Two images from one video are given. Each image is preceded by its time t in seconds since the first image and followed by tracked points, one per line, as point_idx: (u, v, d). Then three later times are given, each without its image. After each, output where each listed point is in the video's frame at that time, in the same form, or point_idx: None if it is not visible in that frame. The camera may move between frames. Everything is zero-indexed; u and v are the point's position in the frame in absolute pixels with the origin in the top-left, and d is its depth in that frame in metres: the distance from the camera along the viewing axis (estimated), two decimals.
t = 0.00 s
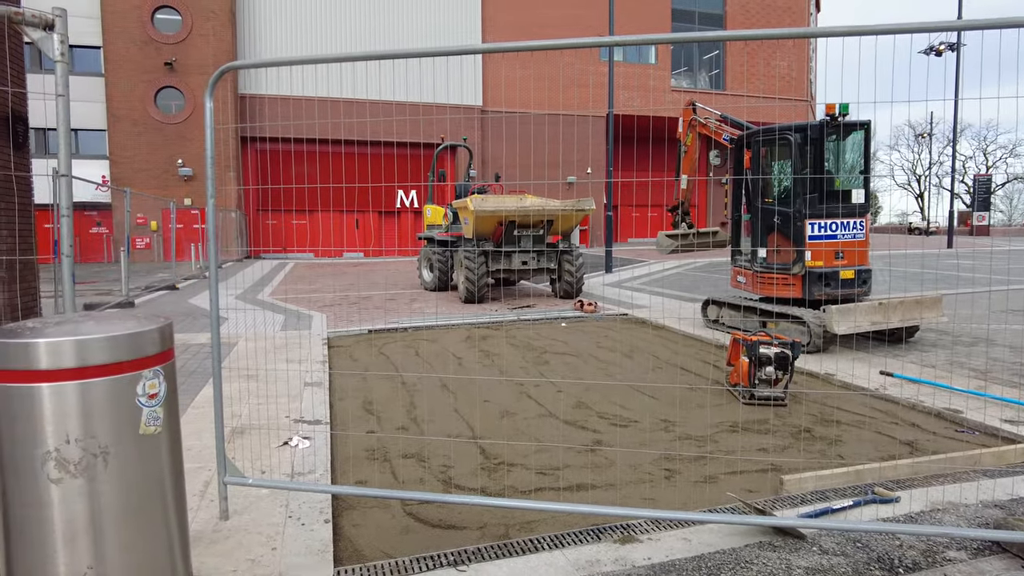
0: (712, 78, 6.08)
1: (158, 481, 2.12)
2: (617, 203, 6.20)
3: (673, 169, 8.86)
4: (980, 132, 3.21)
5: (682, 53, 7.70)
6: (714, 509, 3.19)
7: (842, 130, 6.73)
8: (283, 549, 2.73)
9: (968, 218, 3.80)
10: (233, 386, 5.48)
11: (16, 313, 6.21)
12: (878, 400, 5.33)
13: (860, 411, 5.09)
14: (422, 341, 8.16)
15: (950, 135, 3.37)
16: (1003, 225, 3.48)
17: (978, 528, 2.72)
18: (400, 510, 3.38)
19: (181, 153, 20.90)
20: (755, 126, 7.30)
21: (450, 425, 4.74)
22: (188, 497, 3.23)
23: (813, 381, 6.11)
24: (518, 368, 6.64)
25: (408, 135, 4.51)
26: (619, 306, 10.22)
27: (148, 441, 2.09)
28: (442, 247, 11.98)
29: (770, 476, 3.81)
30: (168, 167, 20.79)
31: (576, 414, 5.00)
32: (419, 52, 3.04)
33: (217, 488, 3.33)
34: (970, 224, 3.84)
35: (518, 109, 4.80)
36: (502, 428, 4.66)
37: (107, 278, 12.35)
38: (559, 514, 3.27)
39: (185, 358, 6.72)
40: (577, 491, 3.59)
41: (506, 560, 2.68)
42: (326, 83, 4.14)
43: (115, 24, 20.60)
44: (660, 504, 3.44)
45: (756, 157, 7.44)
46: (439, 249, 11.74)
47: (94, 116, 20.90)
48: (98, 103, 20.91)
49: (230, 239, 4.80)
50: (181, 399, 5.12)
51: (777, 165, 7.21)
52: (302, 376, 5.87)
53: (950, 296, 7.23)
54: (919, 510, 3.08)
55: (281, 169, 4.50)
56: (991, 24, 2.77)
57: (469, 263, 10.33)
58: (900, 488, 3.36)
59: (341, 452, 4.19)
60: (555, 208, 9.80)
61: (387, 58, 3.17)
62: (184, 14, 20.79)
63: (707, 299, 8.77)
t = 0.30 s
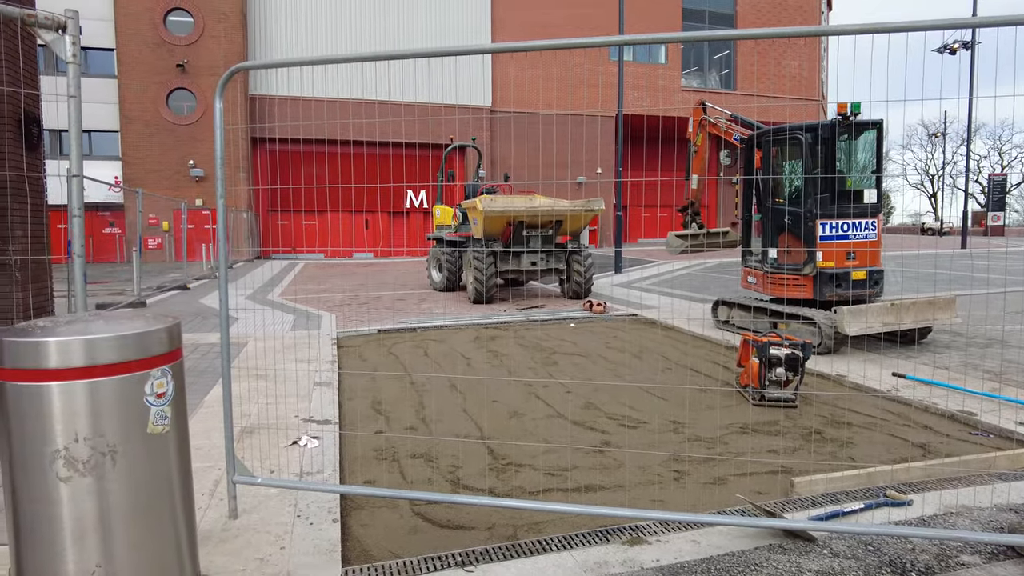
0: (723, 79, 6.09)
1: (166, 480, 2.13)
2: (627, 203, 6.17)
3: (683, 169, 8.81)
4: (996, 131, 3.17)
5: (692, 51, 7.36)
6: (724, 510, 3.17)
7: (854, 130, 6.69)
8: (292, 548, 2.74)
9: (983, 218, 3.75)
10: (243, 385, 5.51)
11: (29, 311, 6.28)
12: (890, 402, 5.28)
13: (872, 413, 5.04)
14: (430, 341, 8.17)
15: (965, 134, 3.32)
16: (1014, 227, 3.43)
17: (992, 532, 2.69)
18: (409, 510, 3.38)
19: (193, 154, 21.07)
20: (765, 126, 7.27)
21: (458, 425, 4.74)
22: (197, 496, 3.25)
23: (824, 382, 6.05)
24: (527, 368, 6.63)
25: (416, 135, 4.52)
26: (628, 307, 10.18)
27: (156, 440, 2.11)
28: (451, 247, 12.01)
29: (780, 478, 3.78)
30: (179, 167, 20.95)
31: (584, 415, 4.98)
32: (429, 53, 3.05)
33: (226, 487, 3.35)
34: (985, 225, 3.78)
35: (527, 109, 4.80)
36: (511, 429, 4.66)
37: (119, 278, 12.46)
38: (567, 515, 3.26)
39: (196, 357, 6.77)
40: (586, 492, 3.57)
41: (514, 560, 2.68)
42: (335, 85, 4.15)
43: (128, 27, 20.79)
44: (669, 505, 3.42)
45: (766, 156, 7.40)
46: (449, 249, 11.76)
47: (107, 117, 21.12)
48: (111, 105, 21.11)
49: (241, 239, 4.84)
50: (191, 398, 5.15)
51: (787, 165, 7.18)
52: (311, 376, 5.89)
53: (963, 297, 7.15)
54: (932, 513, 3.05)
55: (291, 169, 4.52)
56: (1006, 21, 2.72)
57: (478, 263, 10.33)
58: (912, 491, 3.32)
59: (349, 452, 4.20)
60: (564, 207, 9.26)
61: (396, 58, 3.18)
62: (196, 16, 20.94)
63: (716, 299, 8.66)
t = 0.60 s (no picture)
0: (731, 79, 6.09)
1: (170, 479, 2.14)
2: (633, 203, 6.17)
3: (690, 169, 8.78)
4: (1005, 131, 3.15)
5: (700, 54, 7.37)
6: (731, 512, 3.15)
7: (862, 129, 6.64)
8: (297, 547, 2.75)
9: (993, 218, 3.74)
10: (250, 385, 5.53)
11: (38, 311, 6.33)
12: (899, 403, 5.24)
13: (881, 415, 5.00)
14: (436, 341, 8.18)
15: (974, 133, 3.30)
16: None
17: (1002, 536, 2.66)
18: (414, 510, 3.38)
19: (201, 155, 21.19)
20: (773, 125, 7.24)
21: (464, 425, 4.74)
22: (203, 494, 3.26)
23: (832, 383, 6.01)
24: (533, 368, 6.62)
25: (423, 135, 4.52)
26: (635, 307, 10.16)
27: (160, 438, 2.11)
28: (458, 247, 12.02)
29: (787, 479, 3.76)
30: (188, 168, 21.08)
31: (590, 415, 4.97)
32: (436, 52, 3.08)
33: (232, 487, 3.36)
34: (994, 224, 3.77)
35: (533, 108, 4.79)
36: (517, 429, 4.65)
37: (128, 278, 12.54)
38: (573, 516, 3.25)
39: (204, 356, 6.80)
40: (591, 493, 3.56)
41: (519, 561, 2.67)
42: (342, 85, 4.15)
43: (137, 29, 20.94)
44: (675, 507, 3.40)
45: (774, 156, 7.38)
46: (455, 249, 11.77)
47: (117, 118, 21.27)
48: (120, 106, 21.27)
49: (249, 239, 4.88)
50: (198, 397, 5.17)
51: (795, 165, 7.14)
52: (318, 376, 5.90)
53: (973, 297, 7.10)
54: (941, 516, 3.01)
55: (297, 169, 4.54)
56: (1016, 19, 2.70)
57: (484, 263, 10.34)
58: (921, 493, 3.29)
59: (355, 452, 4.20)
60: (570, 207, 9.66)
61: (402, 58, 3.18)
62: (204, 17, 21.04)
63: (724, 299, 8.64)
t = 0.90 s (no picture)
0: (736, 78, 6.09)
1: (176, 478, 2.14)
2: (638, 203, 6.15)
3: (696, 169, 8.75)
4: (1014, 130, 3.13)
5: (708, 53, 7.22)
6: (737, 513, 3.13)
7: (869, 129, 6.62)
8: (302, 547, 2.75)
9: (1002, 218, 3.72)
10: (256, 384, 5.54)
11: (46, 311, 6.37)
12: (907, 404, 5.21)
13: (888, 416, 4.97)
14: (442, 341, 8.18)
15: (983, 132, 3.28)
16: None
17: (1011, 538, 2.63)
18: (419, 509, 3.38)
19: (207, 155, 21.27)
20: (780, 125, 7.22)
21: (469, 425, 4.73)
22: (209, 493, 3.27)
23: (839, 384, 5.97)
24: (539, 368, 6.62)
25: (428, 136, 4.53)
26: (641, 307, 10.15)
27: (166, 437, 2.12)
28: (463, 247, 12.03)
29: (795, 480, 3.74)
30: (194, 168, 21.17)
31: (596, 416, 4.95)
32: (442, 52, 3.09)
33: (238, 486, 3.36)
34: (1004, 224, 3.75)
35: (539, 108, 4.79)
36: (523, 429, 4.64)
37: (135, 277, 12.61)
38: (579, 516, 3.25)
39: (210, 356, 6.83)
40: (597, 493, 3.55)
41: (525, 561, 2.66)
42: (348, 84, 4.15)
43: (144, 30, 21.05)
44: (682, 507, 3.39)
45: (781, 156, 7.35)
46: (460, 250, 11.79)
47: (124, 119, 21.38)
48: (127, 107, 21.38)
49: (256, 239, 4.90)
50: (205, 397, 5.19)
51: (802, 165, 7.11)
52: (324, 375, 5.91)
53: (982, 298, 7.05)
54: (950, 518, 2.99)
55: (304, 169, 4.54)
56: None
57: (489, 263, 10.34)
58: (930, 495, 3.27)
59: (361, 452, 4.20)
60: (577, 207, 9.42)
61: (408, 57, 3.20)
62: (211, 18, 21.13)
63: (731, 299, 8.62)
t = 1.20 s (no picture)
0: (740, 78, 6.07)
1: (181, 478, 2.14)
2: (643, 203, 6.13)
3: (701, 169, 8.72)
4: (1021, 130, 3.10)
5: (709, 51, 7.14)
6: (742, 514, 3.12)
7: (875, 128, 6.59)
8: (307, 547, 2.75)
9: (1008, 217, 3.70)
10: (261, 384, 5.55)
11: (52, 310, 6.40)
12: (913, 405, 5.18)
13: (894, 416, 4.95)
14: (446, 341, 8.19)
15: (990, 132, 3.25)
16: None
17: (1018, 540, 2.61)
18: (423, 509, 3.37)
19: (212, 155, 21.34)
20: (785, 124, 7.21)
21: (473, 425, 4.73)
22: (214, 493, 3.28)
23: (845, 385, 5.95)
24: (543, 368, 6.61)
25: (433, 135, 4.52)
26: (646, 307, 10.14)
27: (170, 437, 2.12)
28: (467, 247, 12.03)
29: (800, 481, 3.72)
30: (199, 168, 21.24)
31: (601, 416, 4.94)
32: (446, 51, 3.09)
33: (242, 485, 3.37)
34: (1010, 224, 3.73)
35: (544, 108, 4.78)
36: (527, 429, 4.64)
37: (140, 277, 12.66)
38: (583, 517, 3.24)
39: (215, 355, 6.85)
40: (602, 494, 3.54)
41: (529, 562, 2.66)
42: (352, 84, 4.15)
43: (149, 30, 21.12)
44: (686, 508, 3.38)
45: (787, 156, 7.34)
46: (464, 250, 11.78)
47: (129, 119, 21.47)
48: (133, 107, 21.47)
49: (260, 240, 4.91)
50: (210, 396, 5.21)
51: (808, 164, 7.10)
52: (328, 375, 5.92)
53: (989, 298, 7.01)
54: (958, 520, 2.97)
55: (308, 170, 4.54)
56: None
57: (493, 263, 10.35)
58: (936, 496, 3.24)
59: (365, 451, 4.20)
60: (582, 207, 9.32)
61: (412, 57, 3.20)
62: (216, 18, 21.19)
63: (736, 299, 8.61)
